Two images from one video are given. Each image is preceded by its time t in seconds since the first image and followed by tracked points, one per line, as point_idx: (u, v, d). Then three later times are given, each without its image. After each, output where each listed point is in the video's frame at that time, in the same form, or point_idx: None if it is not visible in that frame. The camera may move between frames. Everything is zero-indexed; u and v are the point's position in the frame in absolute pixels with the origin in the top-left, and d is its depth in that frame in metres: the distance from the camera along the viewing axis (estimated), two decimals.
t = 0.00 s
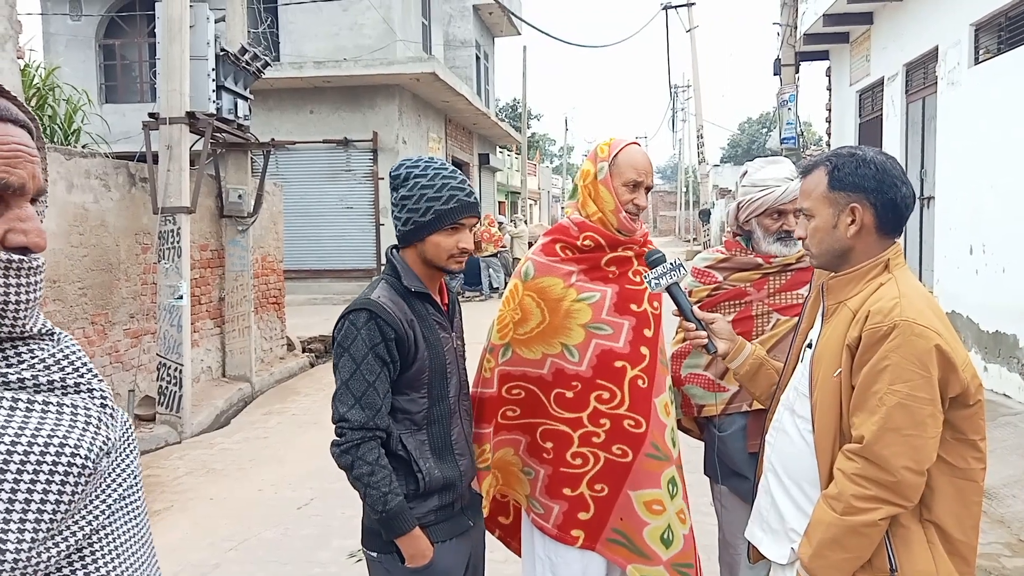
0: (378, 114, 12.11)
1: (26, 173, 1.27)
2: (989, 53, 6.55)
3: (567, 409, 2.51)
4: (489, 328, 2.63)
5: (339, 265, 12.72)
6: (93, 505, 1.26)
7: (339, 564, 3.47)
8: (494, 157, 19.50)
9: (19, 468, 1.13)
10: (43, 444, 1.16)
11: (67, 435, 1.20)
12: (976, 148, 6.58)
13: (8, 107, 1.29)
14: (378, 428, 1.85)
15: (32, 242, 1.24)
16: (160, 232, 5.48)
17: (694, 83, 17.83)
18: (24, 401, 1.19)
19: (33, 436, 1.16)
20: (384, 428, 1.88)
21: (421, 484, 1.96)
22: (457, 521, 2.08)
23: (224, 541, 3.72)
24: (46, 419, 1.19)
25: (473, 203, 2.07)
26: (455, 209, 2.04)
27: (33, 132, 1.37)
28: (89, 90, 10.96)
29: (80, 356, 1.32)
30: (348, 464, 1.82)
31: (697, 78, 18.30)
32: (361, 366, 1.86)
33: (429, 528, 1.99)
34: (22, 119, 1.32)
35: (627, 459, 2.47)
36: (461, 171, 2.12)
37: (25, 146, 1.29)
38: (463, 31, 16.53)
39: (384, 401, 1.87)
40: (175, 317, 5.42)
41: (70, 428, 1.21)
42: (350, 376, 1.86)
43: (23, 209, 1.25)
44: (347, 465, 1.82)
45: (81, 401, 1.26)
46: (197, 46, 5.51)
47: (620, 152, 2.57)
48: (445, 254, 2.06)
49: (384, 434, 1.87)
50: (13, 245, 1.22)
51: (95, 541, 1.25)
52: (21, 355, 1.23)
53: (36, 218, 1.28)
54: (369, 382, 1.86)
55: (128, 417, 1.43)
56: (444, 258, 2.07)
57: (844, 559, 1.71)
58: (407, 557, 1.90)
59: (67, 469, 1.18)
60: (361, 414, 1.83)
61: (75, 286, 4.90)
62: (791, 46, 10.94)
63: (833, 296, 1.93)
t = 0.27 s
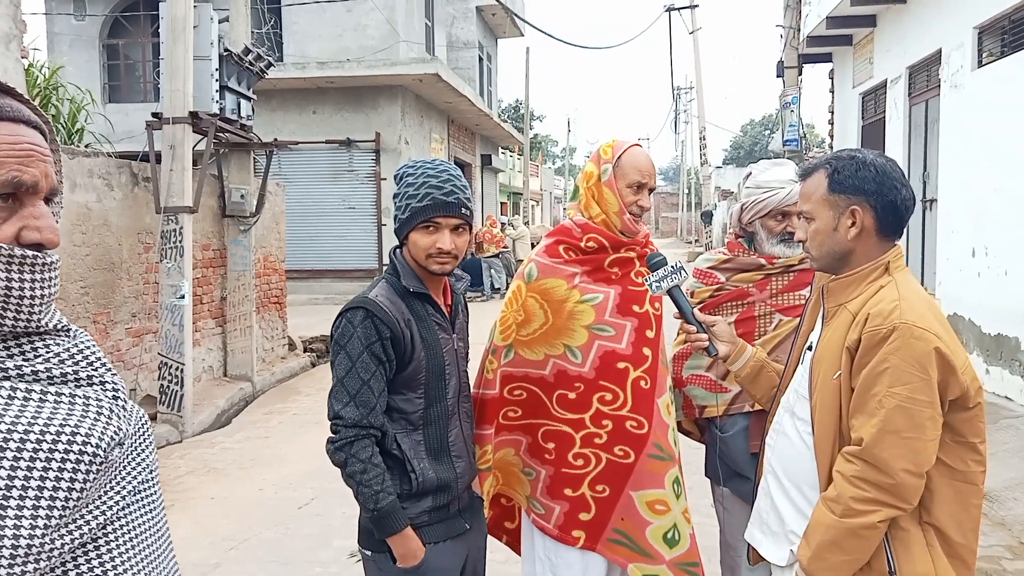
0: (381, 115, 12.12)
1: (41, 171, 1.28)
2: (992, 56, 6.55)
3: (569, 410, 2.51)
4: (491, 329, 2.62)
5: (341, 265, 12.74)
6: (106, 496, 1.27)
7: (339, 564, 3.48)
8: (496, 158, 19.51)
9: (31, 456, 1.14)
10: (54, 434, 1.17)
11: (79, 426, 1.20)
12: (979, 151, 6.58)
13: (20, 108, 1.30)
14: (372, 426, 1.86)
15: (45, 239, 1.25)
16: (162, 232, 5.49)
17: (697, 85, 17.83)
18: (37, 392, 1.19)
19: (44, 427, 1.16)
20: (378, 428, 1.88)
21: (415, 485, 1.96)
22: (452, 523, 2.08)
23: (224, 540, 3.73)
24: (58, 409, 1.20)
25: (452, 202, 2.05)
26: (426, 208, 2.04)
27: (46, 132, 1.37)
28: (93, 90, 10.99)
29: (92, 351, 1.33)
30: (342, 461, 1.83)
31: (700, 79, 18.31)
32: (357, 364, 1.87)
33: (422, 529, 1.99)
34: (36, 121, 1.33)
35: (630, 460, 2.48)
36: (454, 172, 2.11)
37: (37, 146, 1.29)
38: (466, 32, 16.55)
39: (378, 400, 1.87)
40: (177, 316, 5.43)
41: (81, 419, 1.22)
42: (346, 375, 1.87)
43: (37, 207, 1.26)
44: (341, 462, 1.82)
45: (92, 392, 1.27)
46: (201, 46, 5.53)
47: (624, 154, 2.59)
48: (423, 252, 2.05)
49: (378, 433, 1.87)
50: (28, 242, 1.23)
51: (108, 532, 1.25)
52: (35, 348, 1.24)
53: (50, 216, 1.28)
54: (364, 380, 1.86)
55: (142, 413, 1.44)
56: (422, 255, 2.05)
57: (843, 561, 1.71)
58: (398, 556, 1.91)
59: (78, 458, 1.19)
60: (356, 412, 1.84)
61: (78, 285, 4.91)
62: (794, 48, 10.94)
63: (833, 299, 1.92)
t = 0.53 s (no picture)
0: (382, 116, 12.12)
1: (49, 174, 1.28)
2: (994, 60, 6.55)
3: (571, 412, 2.51)
4: (494, 330, 2.61)
5: (341, 266, 12.73)
6: (108, 497, 1.26)
7: (339, 565, 3.47)
8: (497, 159, 19.52)
9: (36, 456, 1.13)
10: (59, 434, 1.16)
11: (83, 429, 1.20)
12: (980, 155, 6.58)
13: (30, 111, 1.30)
14: (369, 427, 1.85)
15: (53, 242, 1.25)
16: (163, 232, 5.49)
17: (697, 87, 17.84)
18: (41, 393, 1.19)
19: (47, 428, 1.16)
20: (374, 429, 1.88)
21: (411, 487, 1.96)
22: (448, 526, 2.07)
23: (224, 541, 3.72)
24: (61, 411, 1.19)
25: (449, 203, 2.04)
26: (424, 209, 2.03)
27: (55, 137, 1.38)
28: (94, 89, 10.99)
29: (97, 352, 1.32)
30: (338, 462, 1.83)
31: (701, 82, 18.33)
32: (354, 364, 1.87)
33: (416, 532, 1.99)
34: (45, 125, 1.33)
35: (631, 462, 2.48)
36: (453, 173, 2.11)
37: (46, 150, 1.30)
38: (468, 33, 16.56)
39: (375, 401, 1.87)
40: (178, 316, 5.43)
41: (85, 421, 1.21)
42: (343, 375, 1.87)
43: (44, 210, 1.26)
44: (336, 463, 1.82)
45: (96, 395, 1.26)
46: (202, 47, 5.53)
47: (628, 158, 2.57)
48: (421, 254, 2.05)
49: (374, 435, 1.87)
50: (35, 245, 1.24)
51: (110, 532, 1.25)
52: (42, 350, 1.23)
53: (57, 218, 1.28)
54: (361, 381, 1.86)
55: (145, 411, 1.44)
56: (421, 258, 2.05)
57: (842, 565, 1.71)
58: (391, 558, 1.90)
59: (83, 460, 1.18)
60: (352, 412, 1.84)
61: (78, 286, 4.91)
62: (795, 51, 10.95)
63: (833, 303, 1.92)
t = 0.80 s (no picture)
0: (384, 115, 12.12)
1: (53, 175, 1.29)
2: (996, 59, 6.54)
3: (574, 409, 2.51)
4: (496, 321, 2.56)
5: (343, 265, 12.74)
6: (106, 495, 1.26)
7: (340, 564, 3.48)
8: (498, 158, 19.52)
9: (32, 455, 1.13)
10: (56, 434, 1.16)
11: (82, 428, 1.20)
12: (982, 154, 6.57)
13: (35, 113, 1.30)
14: (372, 425, 1.86)
15: (56, 242, 1.26)
16: (165, 231, 5.50)
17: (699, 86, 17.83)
18: (41, 391, 1.19)
19: (45, 428, 1.15)
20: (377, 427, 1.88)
21: (413, 485, 1.97)
22: (449, 525, 2.07)
23: (225, 540, 3.73)
24: (60, 409, 1.19)
25: (448, 202, 2.04)
26: (424, 208, 2.04)
27: (60, 138, 1.38)
28: (96, 88, 10.99)
29: (99, 351, 1.33)
30: (341, 459, 1.83)
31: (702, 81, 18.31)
32: (358, 362, 1.87)
33: (418, 530, 1.99)
34: (51, 127, 1.33)
35: (634, 459, 2.50)
36: (453, 172, 2.10)
37: (50, 150, 1.30)
38: (469, 32, 16.55)
39: (378, 399, 1.87)
40: (179, 315, 5.43)
41: (83, 419, 1.21)
42: (347, 372, 1.87)
43: (49, 210, 1.26)
44: (339, 460, 1.83)
45: (97, 394, 1.26)
46: (204, 45, 5.53)
47: (633, 157, 2.57)
48: (422, 253, 2.06)
49: (377, 433, 1.87)
50: (39, 245, 1.24)
51: (108, 530, 1.25)
52: (45, 348, 1.23)
53: (61, 219, 1.29)
54: (365, 378, 1.87)
55: (149, 409, 1.44)
56: (421, 257, 2.06)
57: (844, 564, 1.71)
58: (393, 557, 1.90)
59: (80, 459, 1.18)
60: (355, 410, 1.84)
61: (80, 284, 4.91)
62: (797, 50, 10.94)
63: (833, 301, 1.92)
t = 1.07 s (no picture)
0: (383, 113, 12.11)
1: (54, 176, 1.29)
2: (994, 59, 6.55)
3: (574, 405, 2.50)
4: (496, 320, 2.58)
5: (341, 264, 12.73)
6: (100, 494, 1.26)
7: (338, 562, 3.48)
8: (497, 157, 19.52)
9: (22, 456, 1.12)
10: (48, 434, 1.15)
11: (75, 429, 1.19)
12: (981, 154, 6.57)
13: (37, 115, 1.30)
14: (372, 424, 1.86)
15: (55, 242, 1.26)
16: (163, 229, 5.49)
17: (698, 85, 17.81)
18: (35, 391, 1.18)
19: (37, 428, 1.14)
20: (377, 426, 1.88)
21: (413, 483, 1.96)
22: (450, 524, 2.07)
23: (224, 538, 3.73)
24: (54, 409, 1.18)
25: (446, 200, 2.04)
26: (421, 207, 2.04)
27: (60, 138, 1.38)
28: (94, 86, 10.97)
29: (96, 352, 1.32)
30: (341, 458, 1.83)
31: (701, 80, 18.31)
32: (357, 361, 1.87)
33: (419, 528, 1.99)
34: (52, 128, 1.33)
35: (634, 456, 2.50)
36: (450, 170, 2.10)
37: (50, 151, 1.30)
38: (468, 30, 16.54)
39: (378, 398, 1.87)
40: (178, 313, 5.43)
41: (77, 419, 1.20)
42: (345, 372, 1.87)
43: (47, 211, 1.26)
44: (339, 459, 1.82)
45: (92, 394, 1.26)
46: (202, 44, 5.52)
47: (633, 155, 2.56)
48: (419, 251, 2.05)
49: (377, 431, 1.87)
50: (37, 245, 1.24)
51: (101, 529, 1.25)
52: (43, 348, 1.23)
53: (60, 219, 1.29)
54: (364, 377, 1.86)
55: (147, 408, 1.44)
56: (419, 255, 2.06)
57: (844, 561, 1.71)
58: (394, 555, 1.90)
59: (73, 459, 1.17)
60: (355, 409, 1.84)
61: (79, 282, 4.90)
62: (796, 49, 10.94)
63: (833, 299, 1.92)
